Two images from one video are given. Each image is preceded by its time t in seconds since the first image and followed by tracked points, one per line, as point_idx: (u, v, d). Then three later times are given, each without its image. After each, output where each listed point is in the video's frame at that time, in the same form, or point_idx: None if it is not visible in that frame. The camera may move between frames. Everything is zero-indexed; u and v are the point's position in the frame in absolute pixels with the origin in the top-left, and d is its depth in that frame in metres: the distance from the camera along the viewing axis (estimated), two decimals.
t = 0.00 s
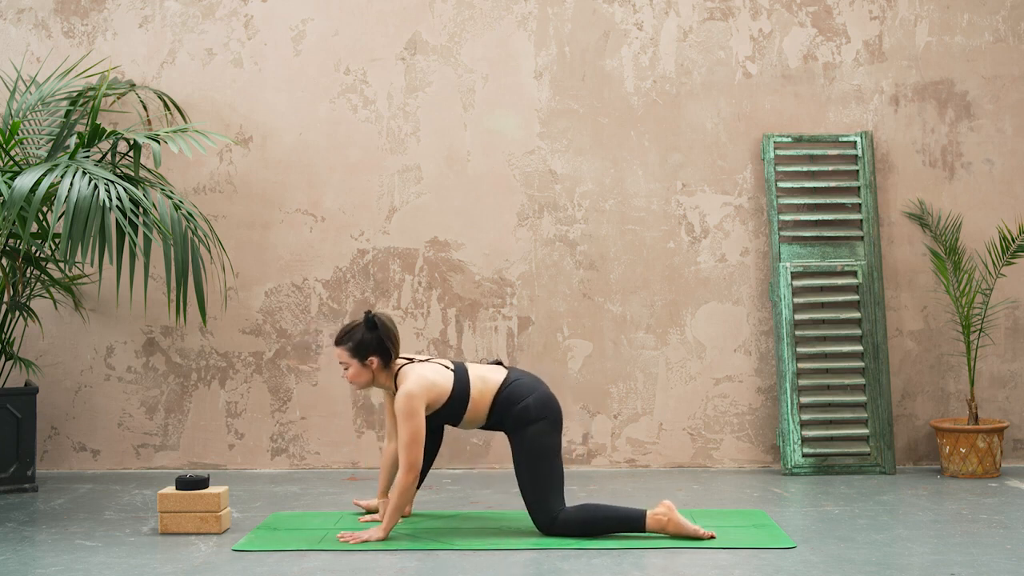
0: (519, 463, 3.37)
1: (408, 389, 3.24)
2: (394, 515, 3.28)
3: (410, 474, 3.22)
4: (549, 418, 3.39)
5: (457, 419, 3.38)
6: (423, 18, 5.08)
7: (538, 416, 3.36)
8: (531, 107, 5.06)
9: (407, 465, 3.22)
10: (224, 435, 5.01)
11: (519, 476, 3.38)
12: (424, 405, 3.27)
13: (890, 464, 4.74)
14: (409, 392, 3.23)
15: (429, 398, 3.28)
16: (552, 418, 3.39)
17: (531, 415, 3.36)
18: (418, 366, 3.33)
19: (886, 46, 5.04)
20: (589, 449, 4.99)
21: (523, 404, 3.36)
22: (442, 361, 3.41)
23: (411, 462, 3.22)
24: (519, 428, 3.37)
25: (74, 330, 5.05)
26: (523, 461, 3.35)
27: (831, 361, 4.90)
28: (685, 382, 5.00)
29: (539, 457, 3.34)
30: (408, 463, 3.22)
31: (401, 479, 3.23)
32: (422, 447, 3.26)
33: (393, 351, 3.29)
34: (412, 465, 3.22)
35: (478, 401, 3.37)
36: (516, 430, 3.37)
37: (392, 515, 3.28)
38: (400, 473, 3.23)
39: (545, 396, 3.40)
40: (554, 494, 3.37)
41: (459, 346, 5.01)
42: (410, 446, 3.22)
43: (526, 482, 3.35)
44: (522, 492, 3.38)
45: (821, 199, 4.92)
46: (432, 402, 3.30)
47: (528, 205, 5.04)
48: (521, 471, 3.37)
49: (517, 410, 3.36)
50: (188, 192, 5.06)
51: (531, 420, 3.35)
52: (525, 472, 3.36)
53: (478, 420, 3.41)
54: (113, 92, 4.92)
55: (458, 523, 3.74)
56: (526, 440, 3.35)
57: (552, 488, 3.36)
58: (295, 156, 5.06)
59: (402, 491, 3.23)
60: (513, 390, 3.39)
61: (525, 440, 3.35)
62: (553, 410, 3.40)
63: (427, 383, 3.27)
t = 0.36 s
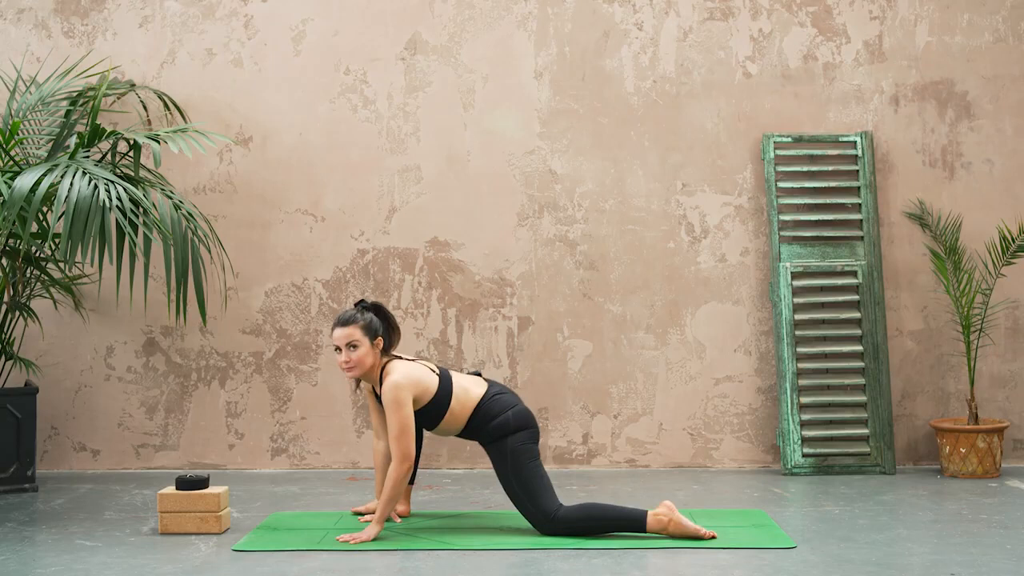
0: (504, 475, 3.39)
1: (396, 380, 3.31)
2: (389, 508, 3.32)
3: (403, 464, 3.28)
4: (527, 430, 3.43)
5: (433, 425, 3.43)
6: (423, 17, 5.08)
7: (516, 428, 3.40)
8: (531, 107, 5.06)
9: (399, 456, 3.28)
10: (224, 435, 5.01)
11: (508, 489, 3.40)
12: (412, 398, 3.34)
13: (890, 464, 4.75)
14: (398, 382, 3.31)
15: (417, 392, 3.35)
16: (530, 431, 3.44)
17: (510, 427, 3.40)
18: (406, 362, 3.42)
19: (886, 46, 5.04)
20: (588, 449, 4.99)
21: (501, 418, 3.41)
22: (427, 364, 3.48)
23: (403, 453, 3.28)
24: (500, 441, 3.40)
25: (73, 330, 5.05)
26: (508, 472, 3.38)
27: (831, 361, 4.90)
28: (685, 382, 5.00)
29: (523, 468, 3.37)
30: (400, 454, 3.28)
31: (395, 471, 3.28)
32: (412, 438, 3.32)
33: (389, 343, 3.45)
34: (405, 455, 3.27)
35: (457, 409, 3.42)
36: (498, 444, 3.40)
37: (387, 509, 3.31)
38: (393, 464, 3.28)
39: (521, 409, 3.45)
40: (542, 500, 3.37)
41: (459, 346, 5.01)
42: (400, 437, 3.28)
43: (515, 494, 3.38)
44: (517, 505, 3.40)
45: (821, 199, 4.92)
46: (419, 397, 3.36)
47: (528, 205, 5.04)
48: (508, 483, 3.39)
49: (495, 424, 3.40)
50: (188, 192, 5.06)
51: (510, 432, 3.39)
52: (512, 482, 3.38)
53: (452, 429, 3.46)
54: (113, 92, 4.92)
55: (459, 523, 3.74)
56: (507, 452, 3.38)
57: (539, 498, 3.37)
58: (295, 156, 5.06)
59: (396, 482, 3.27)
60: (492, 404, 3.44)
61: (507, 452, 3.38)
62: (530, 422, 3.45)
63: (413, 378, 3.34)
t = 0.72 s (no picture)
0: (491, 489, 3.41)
1: (385, 371, 3.33)
2: (376, 501, 3.31)
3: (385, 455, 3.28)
4: (506, 442, 3.47)
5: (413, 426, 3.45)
6: (423, 17, 5.08)
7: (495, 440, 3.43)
8: (531, 107, 5.06)
9: (380, 447, 3.29)
10: (224, 435, 5.01)
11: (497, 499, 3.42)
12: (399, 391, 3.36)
13: (890, 464, 4.74)
14: (387, 373, 3.33)
15: (403, 386, 3.37)
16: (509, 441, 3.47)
17: (490, 439, 3.43)
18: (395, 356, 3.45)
19: (886, 46, 5.04)
20: (588, 449, 4.99)
21: (480, 431, 3.44)
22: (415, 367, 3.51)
23: (384, 444, 3.28)
24: (482, 453, 3.42)
25: (73, 330, 5.05)
26: (493, 485, 3.40)
27: (831, 361, 4.90)
28: (685, 382, 5.00)
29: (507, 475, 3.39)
30: (382, 445, 3.29)
31: (378, 462, 3.29)
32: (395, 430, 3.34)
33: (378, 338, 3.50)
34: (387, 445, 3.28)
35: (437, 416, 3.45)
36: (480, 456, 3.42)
37: (374, 502, 3.32)
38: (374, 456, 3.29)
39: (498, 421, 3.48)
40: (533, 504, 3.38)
41: (459, 346, 5.01)
42: (382, 428, 3.30)
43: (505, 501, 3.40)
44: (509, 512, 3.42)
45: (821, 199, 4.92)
46: (404, 391, 3.39)
47: (528, 205, 5.04)
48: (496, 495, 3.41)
49: (474, 437, 3.42)
50: (189, 192, 5.06)
51: (490, 444, 3.42)
52: (499, 494, 3.40)
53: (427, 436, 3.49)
54: (113, 92, 4.92)
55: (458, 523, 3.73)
56: (490, 464, 3.40)
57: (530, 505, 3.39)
58: (295, 156, 5.06)
59: (379, 473, 3.28)
60: (470, 417, 3.47)
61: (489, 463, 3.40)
62: (508, 434, 3.49)
63: (403, 372, 3.37)
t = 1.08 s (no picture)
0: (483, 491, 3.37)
1: (366, 368, 3.32)
2: (366, 501, 3.32)
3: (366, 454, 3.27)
4: (497, 441, 3.40)
5: (399, 423, 3.44)
6: (423, 17, 5.08)
7: (484, 441, 3.37)
8: (531, 107, 5.06)
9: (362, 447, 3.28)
10: (224, 435, 5.01)
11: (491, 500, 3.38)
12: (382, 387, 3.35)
13: (890, 464, 4.74)
14: (369, 370, 3.32)
15: (386, 381, 3.37)
16: (501, 441, 3.40)
17: (479, 440, 3.37)
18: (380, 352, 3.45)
19: (886, 46, 5.04)
20: (588, 449, 4.99)
21: (467, 432, 3.39)
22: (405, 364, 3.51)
23: (366, 444, 3.27)
24: (469, 455, 3.37)
25: (73, 330, 5.05)
26: (485, 487, 3.35)
27: (831, 361, 4.90)
28: (685, 382, 5.00)
29: (497, 478, 3.34)
30: (364, 445, 3.28)
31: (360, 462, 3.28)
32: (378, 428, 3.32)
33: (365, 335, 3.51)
34: (368, 445, 3.27)
35: (424, 410, 3.43)
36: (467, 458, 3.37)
37: (366, 502, 3.32)
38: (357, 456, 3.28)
39: (487, 421, 3.42)
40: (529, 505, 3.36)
41: (459, 346, 5.01)
42: (364, 428, 3.28)
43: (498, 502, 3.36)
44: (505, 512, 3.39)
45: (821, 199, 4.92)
46: (388, 386, 3.38)
47: (528, 205, 5.04)
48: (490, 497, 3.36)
49: (460, 439, 3.38)
50: (189, 192, 5.06)
51: (478, 445, 3.36)
52: (492, 496, 3.36)
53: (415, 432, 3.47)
54: (113, 92, 4.92)
55: (458, 523, 3.73)
56: (480, 466, 3.35)
57: (524, 506, 3.36)
58: (295, 156, 5.06)
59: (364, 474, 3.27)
60: (459, 416, 3.42)
61: (476, 465, 3.35)
62: (500, 432, 3.42)
63: (386, 367, 3.37)
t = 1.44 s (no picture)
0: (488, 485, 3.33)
1: (368, 369, 3.30)
2: (368, 502, 3.32)
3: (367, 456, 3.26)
4: (508, 432, 3.33)
5: (413, 415, 3.41)
6: (423, 18, 5.08)
7: (491, 433, 3.32)
8: (531, 107, 5.06)
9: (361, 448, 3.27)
10: (224, 435, 5.01)
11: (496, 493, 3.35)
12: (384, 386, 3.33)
13: (890, 464, 4.74)
14: (370, 370, 3.30)
15: (390, 379, 3.35)
16: (512, 434, 3.33)
17: (488, 431, 3.32)
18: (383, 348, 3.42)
19: (886, 46, 5.04)
20: (588, 449, 4.99)
21: (477, 422, 3.35)
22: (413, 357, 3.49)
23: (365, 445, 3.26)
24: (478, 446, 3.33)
25: (73, 330, 5.04)
26: (491, 481, 3.31)
27: (831, 361, 4.90)
28: (685, 382, 5.00)
29: (503, 471, 3.29)
30: (364, 446, 3.27)
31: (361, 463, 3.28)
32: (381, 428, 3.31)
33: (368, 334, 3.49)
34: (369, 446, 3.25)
35: (436, 399, 3.40)
36: (475, 448, 3.34)
37: (366, 502, 3.31)
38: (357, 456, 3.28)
39: (500, 411, 3.37)
40: (535, 502, 3.33)
41: (459, 346, 5.01)
42: (365, 429, 3.27)
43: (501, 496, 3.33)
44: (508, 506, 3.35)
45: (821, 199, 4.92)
46: (393, 383, 3.36)
47: (528, 205, 5.04)
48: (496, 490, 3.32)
49: (470, 429, 3.35)
50: (189, 192, 5.06)
51: (485, 436, 3.32)
52: (497, 489, 3.32)
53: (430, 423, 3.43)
54: (113, 92, 4.92)
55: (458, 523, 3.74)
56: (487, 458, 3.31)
57: (529, 501, 3.32)
58: (295, 156, 5.06)
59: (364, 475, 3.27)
60: (467, 407, 3.39)
61: (483, 456, 3.31)
62: (509, 422, 3.36)
63: (388, 364, 3.34)
